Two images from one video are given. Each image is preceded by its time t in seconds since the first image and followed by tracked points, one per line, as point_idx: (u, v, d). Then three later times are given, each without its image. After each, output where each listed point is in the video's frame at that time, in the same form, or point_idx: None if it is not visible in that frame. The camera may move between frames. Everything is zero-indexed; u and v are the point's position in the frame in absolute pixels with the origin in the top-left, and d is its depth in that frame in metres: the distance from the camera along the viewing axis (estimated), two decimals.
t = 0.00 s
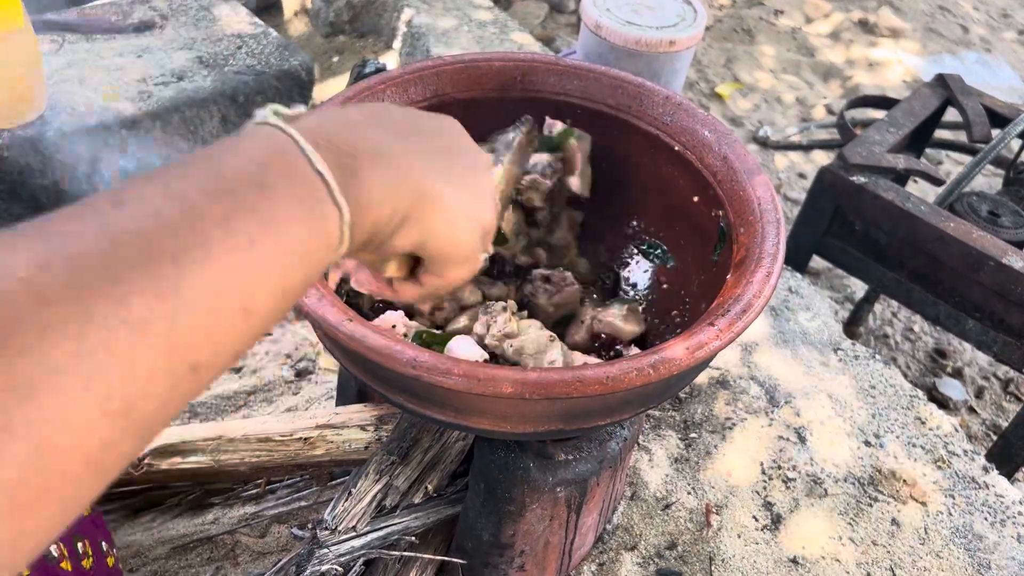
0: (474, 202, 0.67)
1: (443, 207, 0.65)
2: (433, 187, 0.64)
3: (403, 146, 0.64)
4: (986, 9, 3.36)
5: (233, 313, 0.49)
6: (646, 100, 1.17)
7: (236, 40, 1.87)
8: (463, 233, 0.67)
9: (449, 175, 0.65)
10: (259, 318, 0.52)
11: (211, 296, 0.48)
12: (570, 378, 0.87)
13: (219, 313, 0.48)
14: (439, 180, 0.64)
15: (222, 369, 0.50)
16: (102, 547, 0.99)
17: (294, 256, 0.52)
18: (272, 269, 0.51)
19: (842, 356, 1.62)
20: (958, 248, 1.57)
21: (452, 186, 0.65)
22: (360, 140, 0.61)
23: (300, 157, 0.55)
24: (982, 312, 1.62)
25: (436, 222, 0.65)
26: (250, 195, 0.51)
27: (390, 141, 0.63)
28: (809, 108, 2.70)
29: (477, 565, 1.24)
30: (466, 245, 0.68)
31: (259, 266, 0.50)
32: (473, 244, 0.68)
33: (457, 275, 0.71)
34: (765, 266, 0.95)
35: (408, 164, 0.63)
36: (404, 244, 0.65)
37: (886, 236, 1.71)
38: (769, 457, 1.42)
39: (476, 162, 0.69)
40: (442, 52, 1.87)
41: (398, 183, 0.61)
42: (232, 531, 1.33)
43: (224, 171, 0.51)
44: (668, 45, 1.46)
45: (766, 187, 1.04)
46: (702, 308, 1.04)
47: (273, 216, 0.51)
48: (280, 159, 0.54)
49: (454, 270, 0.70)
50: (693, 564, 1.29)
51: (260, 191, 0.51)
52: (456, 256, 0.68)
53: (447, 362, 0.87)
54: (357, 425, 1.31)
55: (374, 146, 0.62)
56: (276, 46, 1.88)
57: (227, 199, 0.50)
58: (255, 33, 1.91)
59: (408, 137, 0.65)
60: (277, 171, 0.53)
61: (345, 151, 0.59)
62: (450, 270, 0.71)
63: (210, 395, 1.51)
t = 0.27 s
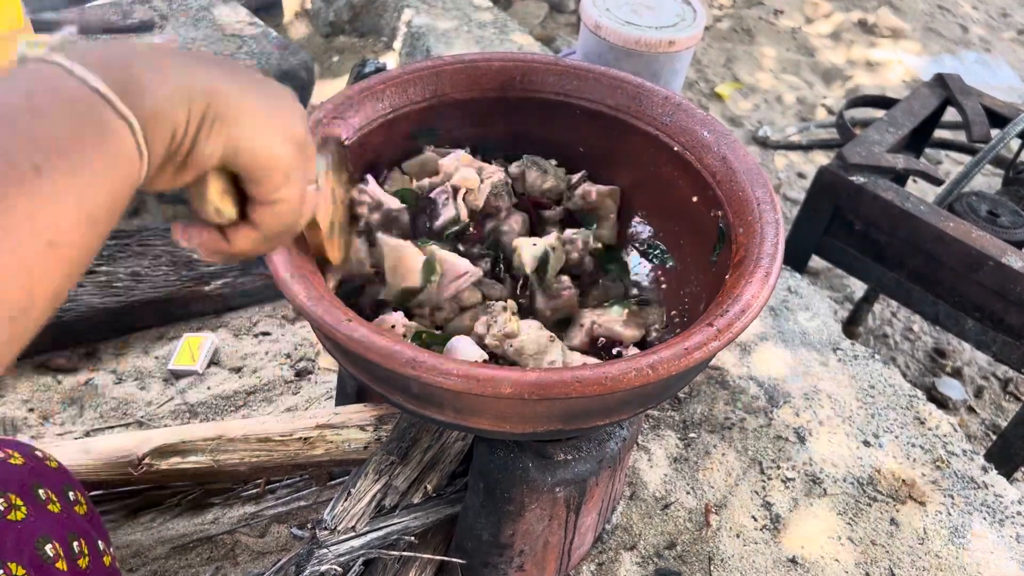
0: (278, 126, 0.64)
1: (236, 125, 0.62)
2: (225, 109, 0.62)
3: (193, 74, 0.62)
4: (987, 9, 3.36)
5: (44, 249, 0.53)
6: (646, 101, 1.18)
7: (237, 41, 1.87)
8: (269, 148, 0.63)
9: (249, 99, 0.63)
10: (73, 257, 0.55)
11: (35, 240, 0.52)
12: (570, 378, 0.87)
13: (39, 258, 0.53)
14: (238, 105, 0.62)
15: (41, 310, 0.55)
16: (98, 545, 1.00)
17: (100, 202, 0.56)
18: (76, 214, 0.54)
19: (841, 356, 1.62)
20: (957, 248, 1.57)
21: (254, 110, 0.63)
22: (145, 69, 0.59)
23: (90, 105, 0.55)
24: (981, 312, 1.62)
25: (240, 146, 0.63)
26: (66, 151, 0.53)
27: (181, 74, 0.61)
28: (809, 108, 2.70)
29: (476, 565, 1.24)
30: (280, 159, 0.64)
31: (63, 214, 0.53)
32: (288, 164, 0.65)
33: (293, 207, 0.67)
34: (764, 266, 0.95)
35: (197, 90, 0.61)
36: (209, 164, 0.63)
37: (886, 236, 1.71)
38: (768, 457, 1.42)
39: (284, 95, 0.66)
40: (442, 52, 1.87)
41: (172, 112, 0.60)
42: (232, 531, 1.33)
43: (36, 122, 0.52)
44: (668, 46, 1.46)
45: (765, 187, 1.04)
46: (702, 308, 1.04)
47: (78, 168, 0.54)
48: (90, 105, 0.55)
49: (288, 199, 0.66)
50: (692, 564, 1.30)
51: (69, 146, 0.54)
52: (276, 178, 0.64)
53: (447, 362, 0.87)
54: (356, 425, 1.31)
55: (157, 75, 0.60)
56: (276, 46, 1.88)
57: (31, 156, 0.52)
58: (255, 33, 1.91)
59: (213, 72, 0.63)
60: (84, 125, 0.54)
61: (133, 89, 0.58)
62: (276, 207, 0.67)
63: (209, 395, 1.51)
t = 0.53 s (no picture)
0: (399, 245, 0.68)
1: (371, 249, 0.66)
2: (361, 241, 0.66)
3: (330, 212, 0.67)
4: (988, 8, 3.36)
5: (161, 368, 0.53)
6: (648, 101, 1.19)
7: (239, 40, 1.87)
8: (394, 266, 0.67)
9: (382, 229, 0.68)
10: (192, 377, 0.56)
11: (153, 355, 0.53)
12: (573, 378, 0.87)
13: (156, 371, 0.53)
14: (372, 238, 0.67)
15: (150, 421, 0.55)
16: (97, 540, 1.00)
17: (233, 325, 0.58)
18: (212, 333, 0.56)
19: (843, 356, 1.62)
20: (959, 247, 1.58)
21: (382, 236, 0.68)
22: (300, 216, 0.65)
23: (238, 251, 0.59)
24: (982, 311, 1.62)
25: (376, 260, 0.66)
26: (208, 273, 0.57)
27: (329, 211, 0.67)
28: (810, 108, 2.70)
29: (478, 564, 1.25)
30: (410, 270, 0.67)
31: (202, 320, 0.56)
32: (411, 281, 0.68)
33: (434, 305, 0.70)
34: (767, 266, 0.96)
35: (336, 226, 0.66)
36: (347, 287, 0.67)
37: (887, 236, 1.71)
38: (770, 457, 1.43)
39: (418, 220, 0.71)
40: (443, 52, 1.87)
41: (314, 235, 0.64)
42: (235, 530, 1.33)
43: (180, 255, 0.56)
44: (669, 46, 1.46)
45: (767, 187, 1.05)
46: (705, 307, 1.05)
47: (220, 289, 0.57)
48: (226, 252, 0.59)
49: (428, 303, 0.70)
50: (694, 563, 1.30)
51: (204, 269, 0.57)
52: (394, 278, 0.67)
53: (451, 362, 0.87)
54: (358, 425, 1.31)
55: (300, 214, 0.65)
56: (278, 46, 1.88)
57: (175, 274, 0.55)
58: (257, 33, 1.91)
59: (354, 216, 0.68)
60: (234, 254, 0.59)
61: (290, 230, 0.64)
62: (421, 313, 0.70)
63: (211, 394, 1.51)
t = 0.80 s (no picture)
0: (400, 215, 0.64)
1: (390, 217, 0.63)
2: (372, 204, 0.62)
3: (364, 159, 0.65)
4: (989, 7, 3.36)
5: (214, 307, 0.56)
6: (650, 100, 1.19)
7: (241, 39, 1.87)
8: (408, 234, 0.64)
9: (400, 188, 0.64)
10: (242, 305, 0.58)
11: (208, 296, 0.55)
12: (576, 376, 0.87)
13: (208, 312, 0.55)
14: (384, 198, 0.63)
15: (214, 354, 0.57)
16: (104, 544, 1.00)
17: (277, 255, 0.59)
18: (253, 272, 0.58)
19: (845, 354, 1.62)
20: (961, 246, 1.58)
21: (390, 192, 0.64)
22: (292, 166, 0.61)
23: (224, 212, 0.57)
24: (983, 310, 1.62)
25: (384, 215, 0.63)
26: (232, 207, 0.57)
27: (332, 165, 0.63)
28: (811, 107, 2.70)
29: (480, 562, 1.25)
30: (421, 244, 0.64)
31: (233, 281, 0.56)
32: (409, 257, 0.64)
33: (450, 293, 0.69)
34: (770, 264, 0.96)
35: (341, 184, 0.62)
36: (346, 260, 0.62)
37: (889, 235, 1.71)
38: (771, 455, 1.43)
39: (428, 169, 0.67)
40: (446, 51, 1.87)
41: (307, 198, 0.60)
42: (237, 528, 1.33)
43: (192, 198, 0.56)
44: (671, 44, 1.46)
45: (769, 185, 1.05)
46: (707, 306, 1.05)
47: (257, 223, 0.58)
48: (229, 203, 0.57)
49: (439, 273, 0.67)
50: (696, 561, 1.30)
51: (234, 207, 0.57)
52: (398, 252, 0.63)
53: (454, 360, 0.87)
54: (360, 423, 1.31)
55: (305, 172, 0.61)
56: (280, 45, 1.88)
57: (199, 232, 0.55)
58: (259, 32, 1.91)
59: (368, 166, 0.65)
60: (249, 199, 0.58)
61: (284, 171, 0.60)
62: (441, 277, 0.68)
63: (213, 392, 1.51)
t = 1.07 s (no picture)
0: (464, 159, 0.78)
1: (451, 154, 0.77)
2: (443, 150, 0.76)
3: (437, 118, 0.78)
4: (991, 4, 3.35)
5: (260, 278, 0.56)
6: (651, 95, 1.19)
7: (241, 36, 1.87)
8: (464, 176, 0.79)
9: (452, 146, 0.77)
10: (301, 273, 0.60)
11: (264, 255, 0.56)
12: (576, 372, 0.87)
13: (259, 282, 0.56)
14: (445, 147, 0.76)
15: (263, 314, 0.58)
16: (104, 538, 0.99)
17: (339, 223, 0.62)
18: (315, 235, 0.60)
19: (847, 351, 1.61)
20: (962, 243, 1.57)
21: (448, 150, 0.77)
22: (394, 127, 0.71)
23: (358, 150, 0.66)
24: (985, 307, 1.61)
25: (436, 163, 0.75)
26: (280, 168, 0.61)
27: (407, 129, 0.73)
28: (813, 104, 2.70)
29: (481, 560, 1.24)
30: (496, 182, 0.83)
31: (310, 229, 0.59)
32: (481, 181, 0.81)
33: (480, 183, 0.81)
34: (771, 261, 0.96)
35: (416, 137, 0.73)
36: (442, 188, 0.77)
37: (890, 232, 1.70)
38: (773, 453, 1.42)
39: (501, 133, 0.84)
40: (447, 47, 1.87)
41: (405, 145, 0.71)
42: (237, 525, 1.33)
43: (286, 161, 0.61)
44: (672, 40, 1.46)
45: (771, 181, 1.05)
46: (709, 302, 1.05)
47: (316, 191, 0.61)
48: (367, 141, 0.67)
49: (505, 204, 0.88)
50: (697, 558, 1.30)
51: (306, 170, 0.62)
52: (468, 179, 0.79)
53: (454, 356, 0.87)
54: (361, 420, 1.31)
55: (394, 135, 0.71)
56: (280, 42, 1.87)
57: (337, 167, 0.64)
58: (259, 28, 1.90)
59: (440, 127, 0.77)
60: (334, 163, 0.64)
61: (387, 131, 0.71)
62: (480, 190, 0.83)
63: (212, 390, 1.51)
